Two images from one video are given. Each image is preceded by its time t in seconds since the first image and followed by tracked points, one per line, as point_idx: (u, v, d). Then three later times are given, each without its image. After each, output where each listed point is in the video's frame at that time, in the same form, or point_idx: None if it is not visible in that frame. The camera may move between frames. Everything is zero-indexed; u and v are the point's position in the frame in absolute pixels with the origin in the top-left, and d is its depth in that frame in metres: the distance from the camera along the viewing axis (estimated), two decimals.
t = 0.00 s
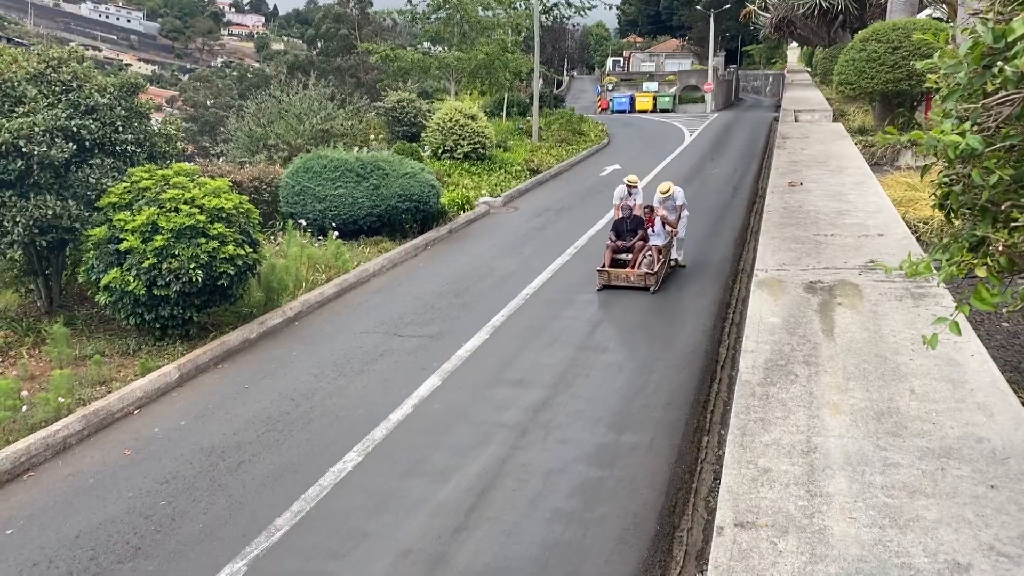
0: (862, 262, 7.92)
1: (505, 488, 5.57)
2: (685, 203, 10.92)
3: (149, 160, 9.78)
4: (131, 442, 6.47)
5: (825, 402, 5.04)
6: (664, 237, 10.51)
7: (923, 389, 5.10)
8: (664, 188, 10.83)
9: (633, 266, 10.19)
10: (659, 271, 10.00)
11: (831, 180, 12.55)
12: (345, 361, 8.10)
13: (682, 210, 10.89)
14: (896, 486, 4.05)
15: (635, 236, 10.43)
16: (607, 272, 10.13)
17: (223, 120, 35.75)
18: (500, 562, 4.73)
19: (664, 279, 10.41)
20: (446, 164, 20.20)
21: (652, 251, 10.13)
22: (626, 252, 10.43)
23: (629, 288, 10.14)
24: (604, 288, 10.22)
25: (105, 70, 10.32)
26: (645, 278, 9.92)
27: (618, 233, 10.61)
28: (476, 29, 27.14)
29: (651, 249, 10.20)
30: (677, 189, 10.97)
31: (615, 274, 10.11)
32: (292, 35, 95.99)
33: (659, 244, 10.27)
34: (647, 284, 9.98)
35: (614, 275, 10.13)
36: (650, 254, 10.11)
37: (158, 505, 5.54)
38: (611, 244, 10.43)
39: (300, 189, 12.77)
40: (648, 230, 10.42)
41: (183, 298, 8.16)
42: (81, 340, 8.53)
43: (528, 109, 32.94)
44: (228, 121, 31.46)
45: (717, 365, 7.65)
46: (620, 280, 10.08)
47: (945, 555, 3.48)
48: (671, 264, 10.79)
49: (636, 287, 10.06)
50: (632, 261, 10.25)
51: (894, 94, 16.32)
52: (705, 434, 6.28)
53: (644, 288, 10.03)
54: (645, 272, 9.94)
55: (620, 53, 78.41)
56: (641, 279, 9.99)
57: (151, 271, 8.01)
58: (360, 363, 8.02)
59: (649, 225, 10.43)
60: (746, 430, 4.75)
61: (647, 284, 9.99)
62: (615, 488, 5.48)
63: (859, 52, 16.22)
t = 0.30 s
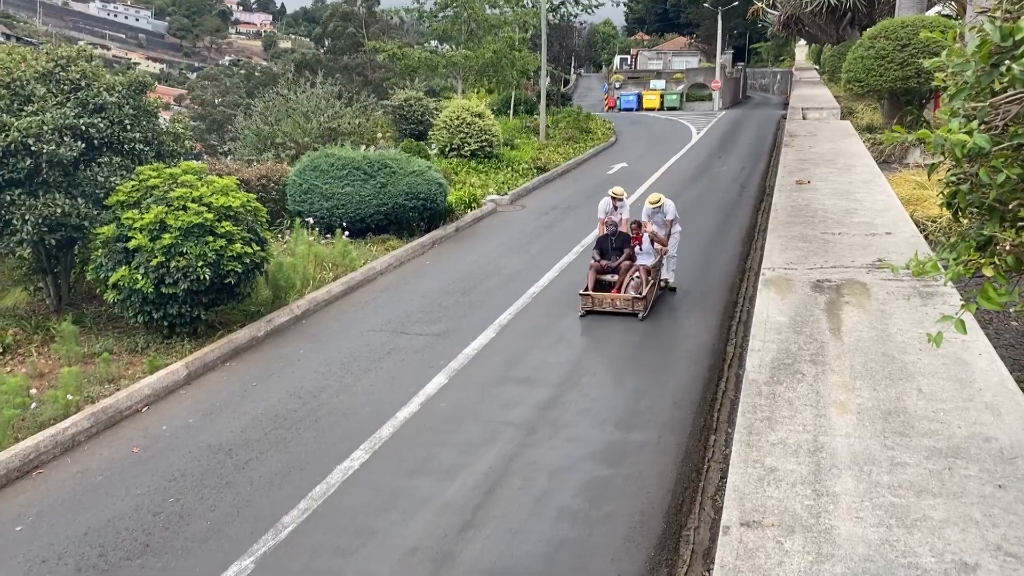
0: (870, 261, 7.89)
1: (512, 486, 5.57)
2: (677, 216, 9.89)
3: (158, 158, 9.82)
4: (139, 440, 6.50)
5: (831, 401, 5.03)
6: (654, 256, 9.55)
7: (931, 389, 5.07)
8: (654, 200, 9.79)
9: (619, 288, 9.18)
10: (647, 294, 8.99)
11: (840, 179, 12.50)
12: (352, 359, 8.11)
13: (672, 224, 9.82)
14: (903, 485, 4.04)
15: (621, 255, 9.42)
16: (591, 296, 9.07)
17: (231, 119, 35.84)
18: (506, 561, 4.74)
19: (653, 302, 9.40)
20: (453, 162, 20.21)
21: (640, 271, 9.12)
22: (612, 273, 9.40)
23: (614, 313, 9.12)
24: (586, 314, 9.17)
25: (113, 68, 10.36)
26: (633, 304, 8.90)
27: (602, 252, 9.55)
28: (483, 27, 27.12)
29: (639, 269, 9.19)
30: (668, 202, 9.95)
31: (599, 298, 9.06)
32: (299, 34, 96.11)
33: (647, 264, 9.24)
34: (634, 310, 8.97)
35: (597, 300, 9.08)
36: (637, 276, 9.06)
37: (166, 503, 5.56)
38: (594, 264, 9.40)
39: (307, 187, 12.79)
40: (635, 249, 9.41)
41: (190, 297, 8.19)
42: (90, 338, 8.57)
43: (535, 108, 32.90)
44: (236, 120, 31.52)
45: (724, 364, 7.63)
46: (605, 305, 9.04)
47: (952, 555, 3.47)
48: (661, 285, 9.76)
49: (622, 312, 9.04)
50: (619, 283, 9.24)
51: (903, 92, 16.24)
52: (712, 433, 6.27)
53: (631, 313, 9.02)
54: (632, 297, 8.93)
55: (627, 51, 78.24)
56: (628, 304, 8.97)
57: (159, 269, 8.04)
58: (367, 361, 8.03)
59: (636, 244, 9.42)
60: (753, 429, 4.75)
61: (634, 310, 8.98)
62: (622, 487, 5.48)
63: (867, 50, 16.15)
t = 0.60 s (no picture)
0: (884, 259, 7.85)
1: (523, 483, 5.58)
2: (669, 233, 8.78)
3: (171, 155, 9.87)
4: (153, 436, 6.54)
5: (846, 399, 5.00)
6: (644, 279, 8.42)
7: (945, 387, 5.04)
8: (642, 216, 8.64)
9: (602, 317, 8.07)
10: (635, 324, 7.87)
11: (853, 175, 12.43)
12: (364, 355, 8.14)
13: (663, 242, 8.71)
14: (917, 484, 4.02)
15: (606, 277, 8.31)
16: (571, 325, 7.96)
17: (244, 116, 35.97)
18: (517, 557, 4.75)
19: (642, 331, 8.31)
20: (465, 159, 20.21)
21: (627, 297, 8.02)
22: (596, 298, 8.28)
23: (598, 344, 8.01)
24: (566, 345, 8.07)
25: (127, 66, 10.41)
26: (618, 335, 7.80)
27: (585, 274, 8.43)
28: (495, 23, 27.11)
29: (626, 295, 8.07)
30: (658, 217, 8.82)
31: (579, 329, 7.96)
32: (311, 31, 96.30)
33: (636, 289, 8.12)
34: (619, 342, 7.87)
35: (578, 330, 7.97)
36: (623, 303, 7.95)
37: (180, 498, 5.60)
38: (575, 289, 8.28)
39: (319, 184, 12.83)
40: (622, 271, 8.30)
41: (203, 293, 8.24)
42: (104, 334, 8.63)
43: (547, 104, 32.84)
44: (249, 117, 31.61)
45: (736, 362, 7.61)
46: (587, 336, 7.93)
47: (967, 554, 3.45)
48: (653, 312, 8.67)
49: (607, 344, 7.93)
50: (602, 310, 8.13)
51: (917, 88, 16.13)
52: (724, 430, 6.25)
53: (616, 345, 7.93)
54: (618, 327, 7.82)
55: (639, 47, 77.99)
56: (613, 335, 7.87)
57: (173, 266, 8.09)
58: (379, 358, 8.06)
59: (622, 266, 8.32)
60: (766, 427, 4.73)
61: (620, 342, 7.88)
62: (633, 485, 5.47)
63: (881, 46, 16.04)
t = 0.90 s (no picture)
0: (895, 257, 7.81)
1: (532, 482, 5.58)
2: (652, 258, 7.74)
3: (181, 153, 9.91)
4: (163, 433, 6.58)
5: (856, 398, 4.99)
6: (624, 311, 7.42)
7: (957, 386, 5.02)
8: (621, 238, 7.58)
9: (574, 354, 7.07)
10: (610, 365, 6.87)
11: (864, 174, 12.37)
12: (373, 353, 8.16)
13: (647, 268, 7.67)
14: (928, 483, 4.00)
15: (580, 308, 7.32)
16: (537, 364, 6.96)
17: (254, 114, 36.06)
18: (525, 556, 4.75)
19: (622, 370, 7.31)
20: (473, 157, 20.22)
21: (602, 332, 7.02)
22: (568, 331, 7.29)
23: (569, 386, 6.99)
24: (531, 387, 7.05)
25: (136, 64, 10.45)
26: (591, 377, 6.80)
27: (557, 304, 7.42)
28: (504, 22, 27.11)
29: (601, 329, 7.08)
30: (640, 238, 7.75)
31: (546, 369, 6.95)
32: (320, 29, 96.41)
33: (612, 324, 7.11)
34: (591, 385, 6.87)
35: (545, 370, 6.96)
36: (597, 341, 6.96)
37: (189, 495, 5.63)
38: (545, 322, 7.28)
39: (328, 182, 12.86)
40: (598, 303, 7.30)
41: (213, 291, 8.27)
42: (115, 332, 8.68)
43: (556, 103, 32.79)
44: (258, 115, 31.69)
45: (745, 360, 7.59)
46: (555, 376, 6.93)
47: (979, 554, 3.44)
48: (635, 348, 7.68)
49: (578, 386, 6.93)
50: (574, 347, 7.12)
51: (929, 87, 16.04)
52: (733, 429, 6.24)
53: (589, 388, 6.91)
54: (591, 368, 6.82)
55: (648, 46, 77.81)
56: (585, 377, 6.87)
57: (183, 263, 8.12)
58: (388, 356, 8.07)
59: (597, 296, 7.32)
60: (776, 425, 4.72)
61: (592, 385, 6.89)
62: (642, 483, 5.47)
63: (892, 44, 15.96)
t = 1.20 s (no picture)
0: (914, 254, 7.74)
1: (546, 477, 5.58)
2: (635, 287, 6.73)
3: (199, 148, 9.97)
4: (180, 426, 6.64)
5: (873, 395, 4.95)
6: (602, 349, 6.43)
7: (976, 384, 4.98)
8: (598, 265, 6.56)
9: (538, 401, 6.09)
10: (578, 416, 5.88)
11: (882, 170, 12.27)
12: (389, 348, 8.19)
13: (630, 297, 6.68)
14: (946, 481, 3.97)
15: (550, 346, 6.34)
16: (494, 414, 5.99)
17: (271, 109, 36.21)
18: (539, 551, 4.76)
19: (598, 416, 6.32)
20: (489, 153, 20.21)
21: (571, 377, 6.03)
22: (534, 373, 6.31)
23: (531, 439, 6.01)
24: (488, 438, 6.09)
25: (155, 59, 10.52)
26: (555, 432, 5.83)
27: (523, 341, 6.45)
28: (520, 18, 27.07)
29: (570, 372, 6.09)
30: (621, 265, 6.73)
31: (505, 419, 5.98)
32: (336, 25, 96.63)
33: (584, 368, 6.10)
34: (556, 441, 5.91)
35: (502, 420, 5.99)
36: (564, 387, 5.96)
37: (206, 488, 5.68)
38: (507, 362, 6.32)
39: (345, 177, 12.90)
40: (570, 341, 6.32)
41: (230, 285, 8.33)
42: (133, 325, 8.76)
43: (572, 98, 32.70)
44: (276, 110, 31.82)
45: (761, 357, 7.56)
46: (515, 428, 5.96)
47: (997, 552, 3.42)
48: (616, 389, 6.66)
49: (543, 440, 5.95)
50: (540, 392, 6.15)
51: (949, 82, 15.86)
52: (749, 426, 6.22)
53: (554, 443, 5.94)
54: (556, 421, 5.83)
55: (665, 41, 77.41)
56: (549, 431, 5.89)
57: (200, 258, 8.18)
58: (403, 351, 8.10)
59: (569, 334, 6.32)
60: (792, 422, 4.70)
61: (557, 440, 5.91)
62: (656, 480, 5.46)
63: (912, 38, 15.80)
